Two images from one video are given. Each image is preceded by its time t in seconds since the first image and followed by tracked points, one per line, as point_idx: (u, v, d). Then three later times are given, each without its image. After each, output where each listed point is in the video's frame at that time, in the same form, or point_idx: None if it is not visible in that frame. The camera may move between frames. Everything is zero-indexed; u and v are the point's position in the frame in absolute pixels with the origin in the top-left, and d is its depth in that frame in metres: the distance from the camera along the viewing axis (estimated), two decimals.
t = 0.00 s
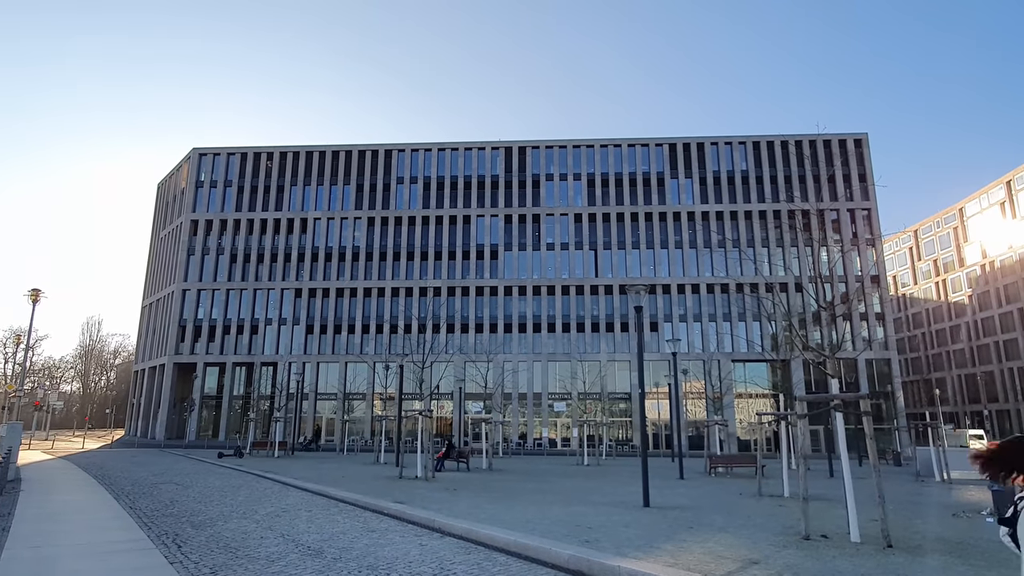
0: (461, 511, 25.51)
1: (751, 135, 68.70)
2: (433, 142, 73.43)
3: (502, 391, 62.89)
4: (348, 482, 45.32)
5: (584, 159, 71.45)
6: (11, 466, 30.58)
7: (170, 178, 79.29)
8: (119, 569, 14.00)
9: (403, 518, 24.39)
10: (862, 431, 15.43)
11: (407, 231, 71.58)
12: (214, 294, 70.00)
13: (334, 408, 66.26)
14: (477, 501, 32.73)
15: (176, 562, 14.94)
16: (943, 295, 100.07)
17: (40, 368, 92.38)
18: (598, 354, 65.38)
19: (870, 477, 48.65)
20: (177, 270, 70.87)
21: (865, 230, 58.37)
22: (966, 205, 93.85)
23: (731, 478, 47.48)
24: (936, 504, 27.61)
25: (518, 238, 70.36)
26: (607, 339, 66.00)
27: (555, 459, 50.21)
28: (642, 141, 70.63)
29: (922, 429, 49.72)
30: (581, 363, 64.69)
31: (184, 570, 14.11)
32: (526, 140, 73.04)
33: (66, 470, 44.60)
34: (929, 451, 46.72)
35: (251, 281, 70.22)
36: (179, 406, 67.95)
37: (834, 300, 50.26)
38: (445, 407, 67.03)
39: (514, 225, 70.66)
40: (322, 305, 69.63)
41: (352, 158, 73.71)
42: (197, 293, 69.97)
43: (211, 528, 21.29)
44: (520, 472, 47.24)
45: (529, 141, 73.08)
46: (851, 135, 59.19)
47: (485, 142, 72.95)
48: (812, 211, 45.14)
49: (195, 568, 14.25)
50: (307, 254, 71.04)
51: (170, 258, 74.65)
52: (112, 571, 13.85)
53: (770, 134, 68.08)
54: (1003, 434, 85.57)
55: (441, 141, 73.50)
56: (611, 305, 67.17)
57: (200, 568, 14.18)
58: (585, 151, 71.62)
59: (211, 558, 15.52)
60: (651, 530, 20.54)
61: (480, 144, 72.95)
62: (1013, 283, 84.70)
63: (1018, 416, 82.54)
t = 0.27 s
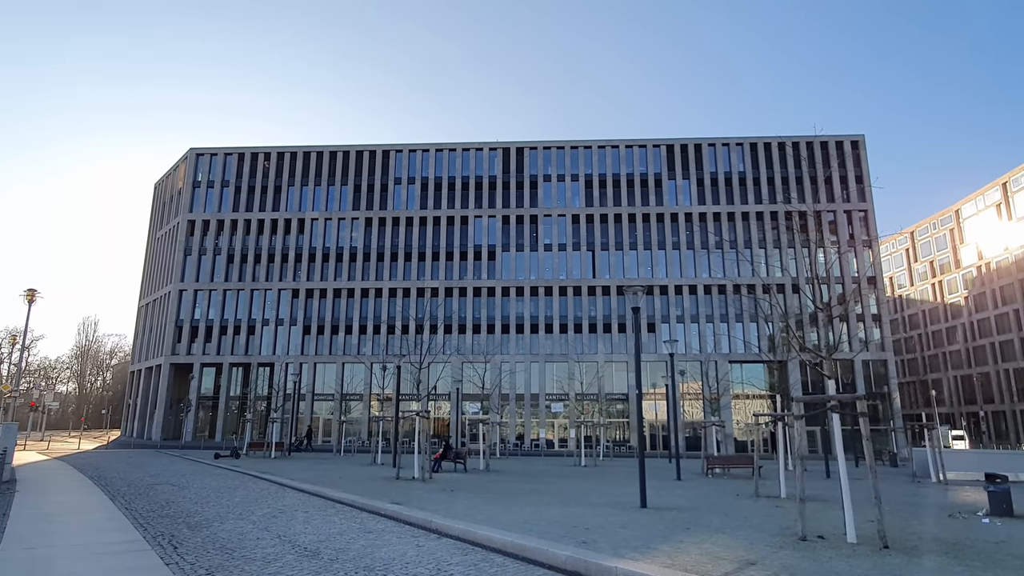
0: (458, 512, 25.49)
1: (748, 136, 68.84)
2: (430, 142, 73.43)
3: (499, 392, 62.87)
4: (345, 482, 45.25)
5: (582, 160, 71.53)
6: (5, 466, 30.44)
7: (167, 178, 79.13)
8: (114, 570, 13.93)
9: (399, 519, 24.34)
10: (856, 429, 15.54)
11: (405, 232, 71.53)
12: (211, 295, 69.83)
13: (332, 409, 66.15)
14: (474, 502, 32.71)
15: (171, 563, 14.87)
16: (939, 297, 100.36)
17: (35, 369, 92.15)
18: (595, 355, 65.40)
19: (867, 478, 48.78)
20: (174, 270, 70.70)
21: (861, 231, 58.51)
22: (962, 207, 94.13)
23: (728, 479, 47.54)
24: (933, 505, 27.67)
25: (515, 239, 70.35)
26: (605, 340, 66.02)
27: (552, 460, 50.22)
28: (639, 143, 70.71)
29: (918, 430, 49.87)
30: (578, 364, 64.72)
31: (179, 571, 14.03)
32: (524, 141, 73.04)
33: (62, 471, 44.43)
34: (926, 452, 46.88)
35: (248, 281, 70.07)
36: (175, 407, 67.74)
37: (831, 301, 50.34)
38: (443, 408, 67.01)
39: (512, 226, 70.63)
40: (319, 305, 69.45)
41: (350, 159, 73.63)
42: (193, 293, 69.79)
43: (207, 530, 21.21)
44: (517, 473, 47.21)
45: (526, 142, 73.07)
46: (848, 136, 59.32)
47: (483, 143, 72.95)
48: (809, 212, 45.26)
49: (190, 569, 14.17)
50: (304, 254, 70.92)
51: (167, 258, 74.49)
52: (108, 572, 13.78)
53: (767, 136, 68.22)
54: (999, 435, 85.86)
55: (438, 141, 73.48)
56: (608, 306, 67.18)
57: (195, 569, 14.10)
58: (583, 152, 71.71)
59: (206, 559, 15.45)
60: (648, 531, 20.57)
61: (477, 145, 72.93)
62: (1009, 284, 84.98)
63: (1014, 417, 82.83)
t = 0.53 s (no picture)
0: (456, 514, 25.50)
1: (745, 139, 68.99)
2: (427, 144, 73.48)
3: (497, 393, 62.83)
4: (342, 484, 45.19)
5: (580, 162, 71.62)
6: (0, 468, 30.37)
7: (164, 179, 79.01)
8: (111, 572, 13.91)
9: (398, 520, 24.30)
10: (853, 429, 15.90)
11: (402, 233, 71.49)
12: (208, 296, 69.67)
13: (329, 410, 66.03)
14: (472, 503, 32.69)
15: (168, 565, 14.84)
16: (935, 298, 100.66)
17: (31, 371, 91.94)
18: (593, 356, 65.46)
19: (864, 479, 48.87)
20: (171, 271, 70.55)
21: (858, 233, 58.67)
22: (958, 209, 94.42)
23: (726, 480, 47.57)
24: (931, 505, 27.74)
25: (513, 240, 70.36)
26: (602, 342, 66.06)
27: (550, 461, 50.21)
28: (637, 144, 70.87)
29: (915, 431, 49.97)
30: (576, 365, 64.82)
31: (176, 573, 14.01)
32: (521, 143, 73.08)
33: (58, 472, 44.32)
34: (922, 453, 46.99)
35: (246, 283, 69.94)
36: (172, 408, 67.60)
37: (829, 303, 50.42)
38: (440, 409, 66.95)
39: (509, 228, 70.65)
40: (317, 307, 69.34)
41: (347, 160, 73.60)
42: (190, 294, 69.62)
43: (204, 532, 21.19)
44: (514, 474, 47.16)
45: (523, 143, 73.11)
46: (845, 139, 59.50)
47: (480, 145, 73.01)
48: (806, 213, 45.39)
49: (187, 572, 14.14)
50: (302, 256, 70.80)
51: (164, 260, 74.39)
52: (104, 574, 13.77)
53: (764, 138, 68.38)
54: (996, 437, 86.10)
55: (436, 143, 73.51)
56: (606, 308, 67.24)
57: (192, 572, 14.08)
58: (580, 154, 71.80)
59: (203, 561, 15.42)
60: (645, 532, 20.59)
61: (474, 147, 72.97)
62: (1005, 286, 85.25)
63: (1010, 419, 83.08)
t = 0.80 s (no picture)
0: (454, 515, 25.49)
1: (743, 140, 69.10)
2: (425, 144, 73.46)
3: (495, 394, 62.79)
4: (340, 485, 45.14)
5: (578, 163, 71.64)
6: None
7: (162, 180, 78.89)
8: (109, 573, 13.89)
9: (395, 522, 24.29)
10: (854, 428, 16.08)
11: (400, 234, 71.45)
12: (205, 296, 69.56)
13: (327, 411, 65.91)
14: (469, 504, 32.70)
15: (165, 566, 14.80)
16: (932, 300, 100.90)
17: (27, 371, 91.67)
18: (591, 357, 65.49)
19: (861, 480, 48.96)
20: (168, 272, 70.42)
21: (856, 234, 58.77)
22: (955, 211, 94.61)
23: (724, 481, 47.61)
24: (928, 506, 27.80)
25: (511, 241, 70.34)
26: (600, 342, 66.11)
27: (548, 462, 50.21)
28: (636, 145, 70.96)
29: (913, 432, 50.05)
30: (573, 366, 64.92)
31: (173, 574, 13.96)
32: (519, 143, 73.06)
33: (55, 473, 44.23)
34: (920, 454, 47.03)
35: (243, 283, 69.85)
36: (169, 408, 67.49)
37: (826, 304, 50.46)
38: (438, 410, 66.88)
39: (507, 228, 70.66)
40: (315, 308, 69.31)
41: (345, 160, 73.51)
42: (187, 295, 69.52)
43: (201, 533, 21.14)
44: (512, 475, 47.12)
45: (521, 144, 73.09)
46: (843, 140, 59.63)
47: (479, 145, 73.03)
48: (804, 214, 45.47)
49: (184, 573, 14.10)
50: (299, 256, 70.73)
51: (160, 259, 74.28)
52: None
53: (762, 139, 68.48)
54: (993, 438, 86.32)
55: (434, 143, 73.54)
56: (604, 308, 67.27)
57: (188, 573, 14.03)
58: (578, 154, 71.85)
59: (201, 562, 15.39)
60: (643, 533, 20.61)
61: (472, 147, 72.95)
62: (1001, 287, 85.45)
63: (1007, 420, 83.32)
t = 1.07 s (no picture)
0: (452, 518, 24.87)
1: (746, 137, 68.44)
2: (423, 142, 72.74)
3: (494, 396, 62.13)
4: (337, 488, 44.43)
5: (578, 161, 70.94)
6: None
7: (156, 178, 78.14)
8: None
9: (393, 524, 23.67)
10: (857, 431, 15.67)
11: (398, 233, 70.74)
12: (200, 296, 68.85)
13: (324, 412, 65.20)
14: (468, 507, 32.02)
15: (157, 570, 14.15)
16: (937, 300, 100.26)
17: (22, 372, 90.98)
18: (591, 358, 64.87)
19: (866, 483, 48.37)
20: (163, 271, 69.77)
21: (860, 233, 58.10)
22: (960, 210, 93.99)
23: (727, 484, 46.95)
24: (935, 509, 27.15)
25: (511, 240, 69.66)
26: (600, 343, 65.47)
27: (548, 464, 49.52)
28: (637, 143, 70.28)
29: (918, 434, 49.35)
30: (574, 367, 64.31)
31: None
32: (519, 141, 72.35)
33: (47, 476, 43.50)
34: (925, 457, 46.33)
35: (239, 283, 69.14)
36: (163, 410, 66.91)
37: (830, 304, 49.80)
38: (437, 412, 66.20)
39: (507, 227, 69.96)
40: (311, 307, 68.59)
41: (342, 158, 72.77)
42: (182, 295, 68.86)
43: (196, 536, 20.50)
44: (511, 478, 46.40)
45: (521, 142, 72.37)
46: (847, 138, 58.99)
47: (478, 143, 72.32)
48: (807, 213, 44.79)
49: None
50: (296, 255, 70.03)
51: (154, 258, 73.62)
52: None
53: (766, 137, 67.81)
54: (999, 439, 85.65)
55: (433, 141, 72.85)
56: (605, 309, 66.62)
57: None
58: (578, 152, 71.14)
59: (195, 566, 14.75)
60: (644, 536, 19.99)
61: (471, 145, 72.24)
62: (1007, 287, 84.89)
63: (1013, 421, 82.66)
